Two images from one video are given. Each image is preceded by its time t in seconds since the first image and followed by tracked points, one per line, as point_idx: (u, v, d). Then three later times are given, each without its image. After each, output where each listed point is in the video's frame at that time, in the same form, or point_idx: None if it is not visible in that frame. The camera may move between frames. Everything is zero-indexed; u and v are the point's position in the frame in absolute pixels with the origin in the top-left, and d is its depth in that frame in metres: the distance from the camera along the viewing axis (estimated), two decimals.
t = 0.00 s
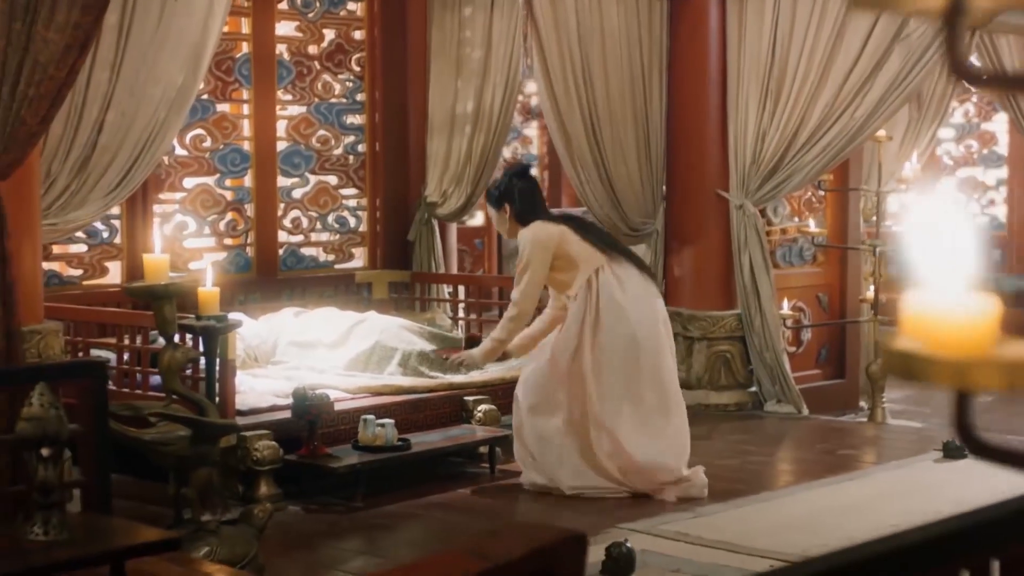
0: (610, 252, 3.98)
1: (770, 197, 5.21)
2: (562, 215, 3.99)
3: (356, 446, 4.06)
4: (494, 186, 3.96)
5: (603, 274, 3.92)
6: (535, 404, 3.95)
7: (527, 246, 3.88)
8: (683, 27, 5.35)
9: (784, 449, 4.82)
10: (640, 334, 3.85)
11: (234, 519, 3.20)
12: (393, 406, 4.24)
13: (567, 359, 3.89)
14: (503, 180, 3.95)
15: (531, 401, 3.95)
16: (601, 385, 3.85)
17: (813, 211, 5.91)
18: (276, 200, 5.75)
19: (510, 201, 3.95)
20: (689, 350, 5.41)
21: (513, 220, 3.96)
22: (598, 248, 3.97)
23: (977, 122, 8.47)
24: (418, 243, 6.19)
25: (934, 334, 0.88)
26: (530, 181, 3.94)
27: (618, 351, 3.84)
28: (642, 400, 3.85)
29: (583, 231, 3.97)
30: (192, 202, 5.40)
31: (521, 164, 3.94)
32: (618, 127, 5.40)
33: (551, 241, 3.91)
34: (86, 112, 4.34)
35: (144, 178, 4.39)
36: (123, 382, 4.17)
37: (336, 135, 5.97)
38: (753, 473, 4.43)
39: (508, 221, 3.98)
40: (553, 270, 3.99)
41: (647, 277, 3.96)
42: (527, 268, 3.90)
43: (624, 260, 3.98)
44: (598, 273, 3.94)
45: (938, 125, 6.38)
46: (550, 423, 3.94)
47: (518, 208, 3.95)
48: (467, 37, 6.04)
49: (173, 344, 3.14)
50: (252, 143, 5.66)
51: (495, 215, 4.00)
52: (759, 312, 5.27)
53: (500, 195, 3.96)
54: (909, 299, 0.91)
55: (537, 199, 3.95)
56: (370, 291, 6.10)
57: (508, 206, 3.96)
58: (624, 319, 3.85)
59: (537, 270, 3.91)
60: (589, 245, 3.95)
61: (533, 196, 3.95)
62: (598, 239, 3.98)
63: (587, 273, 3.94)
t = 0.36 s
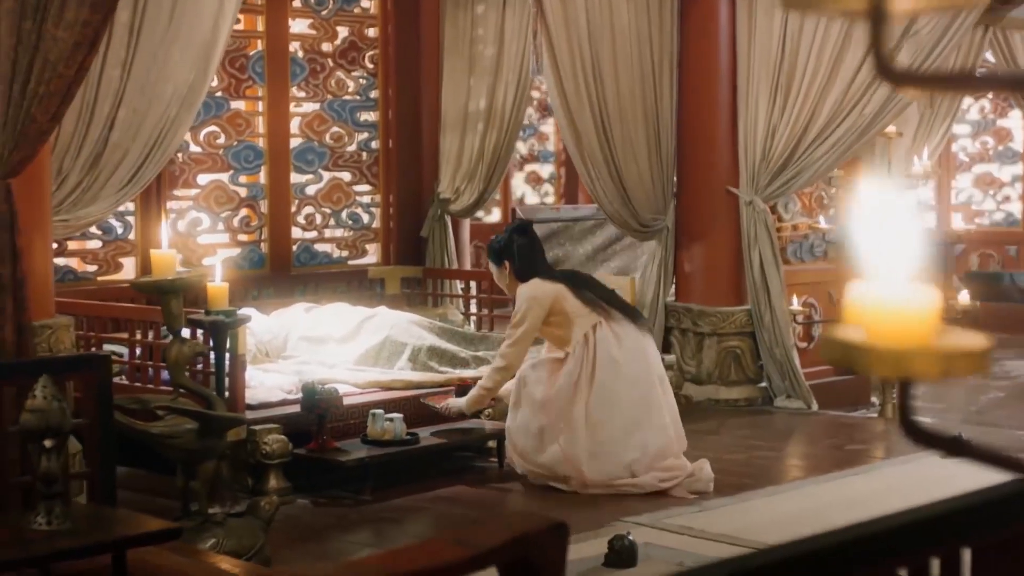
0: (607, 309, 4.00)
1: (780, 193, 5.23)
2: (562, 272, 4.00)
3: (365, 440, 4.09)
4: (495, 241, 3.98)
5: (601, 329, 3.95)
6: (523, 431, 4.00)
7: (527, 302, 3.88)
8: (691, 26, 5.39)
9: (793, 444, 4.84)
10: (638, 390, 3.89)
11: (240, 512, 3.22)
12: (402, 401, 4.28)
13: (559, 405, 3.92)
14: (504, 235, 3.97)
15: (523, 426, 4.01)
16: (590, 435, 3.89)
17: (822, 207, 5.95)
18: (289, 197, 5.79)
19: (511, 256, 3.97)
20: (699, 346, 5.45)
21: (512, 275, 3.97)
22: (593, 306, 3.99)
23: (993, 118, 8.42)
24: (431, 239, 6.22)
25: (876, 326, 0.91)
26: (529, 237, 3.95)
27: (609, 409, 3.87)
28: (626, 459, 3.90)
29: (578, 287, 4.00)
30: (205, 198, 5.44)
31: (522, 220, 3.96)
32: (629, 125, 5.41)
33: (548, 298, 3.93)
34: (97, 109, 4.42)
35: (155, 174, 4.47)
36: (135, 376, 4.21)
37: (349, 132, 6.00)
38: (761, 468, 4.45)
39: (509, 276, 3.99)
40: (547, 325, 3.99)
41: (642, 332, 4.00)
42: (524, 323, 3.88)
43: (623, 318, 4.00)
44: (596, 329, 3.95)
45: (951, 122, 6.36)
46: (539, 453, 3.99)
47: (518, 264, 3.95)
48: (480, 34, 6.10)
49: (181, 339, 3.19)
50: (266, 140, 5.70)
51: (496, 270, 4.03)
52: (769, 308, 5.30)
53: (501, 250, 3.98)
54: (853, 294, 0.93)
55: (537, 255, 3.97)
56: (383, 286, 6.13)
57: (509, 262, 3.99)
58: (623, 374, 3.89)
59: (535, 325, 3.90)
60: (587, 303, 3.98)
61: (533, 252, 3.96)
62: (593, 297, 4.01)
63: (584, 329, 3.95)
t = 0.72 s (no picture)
0: (607, 327, 4.02)
1: (786, 193, 5.24)
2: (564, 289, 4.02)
3: (371, 438, 4.13)
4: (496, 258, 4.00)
5: (602, 348, 3.96)
6: (522, 432, 4.04)
7: (528, 319, 3.90)
8: (700, 25, 5.39)
9: (798, 442, 4.86)
10: (634, 404, 3.91)
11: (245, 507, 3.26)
12: (408, 400, 4.31)
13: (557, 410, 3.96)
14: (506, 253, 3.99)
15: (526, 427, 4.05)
16: (584, 442, 3.92)
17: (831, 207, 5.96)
18: (298, 196, 5.83)
19: (513, 275, 3.99)
20: (705, 345, 5.46)
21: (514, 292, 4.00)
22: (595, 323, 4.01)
23: (1003, 117, 8.36)
24: (440, 239, 6.25)
25: (833, 318, 0.94)
26: (531, 255, 3.97)
27: (603, 420, 3.89)
28: (616, 470, 3.92)
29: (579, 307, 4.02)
30: (215, 197, 5.48)
31: (524, 238, 3.98)
32: (636, 124, 5.44)
33: (549, 316, 3.94)
34: (105, 109, 4.50)
35: (163, 173, 4.56)
36: (143, 374, 4.23)
37: (359, 132, 6.03)
38: (766, 466, 4.48)
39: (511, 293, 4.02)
40: (548, 342, 4.01)
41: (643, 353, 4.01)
42: (524, 338, 3.90)
43: (624, 337, 4.02)
44: (598, 347, 3.97)
45: (959, 122, 6.41)
46: (535, 456, 4.03)
47: (520, 281, 3.98)
48: (488, 35, 6.11)
49: (185, 337, 3.22)
50: (275, 141, 5.73)
51: (498, 287, 4.06)
52: (775, 307, 5.32)
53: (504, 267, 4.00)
54: (809, 286, 0.96)
55: (539, 274, 3.99)
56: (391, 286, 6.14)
57: (510, 279, 4.01)
58: (622, 387, 3.91)
59: (536, 342, 3.92)
60: (587, 321, 4.00)
61: (536, 270, 3.99)
62: (594, 316, 4.03)
63: (585, 347, 3.97)
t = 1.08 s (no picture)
0: (603, 331, 4.03)
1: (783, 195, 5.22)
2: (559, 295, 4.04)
3: (368, 437, 4.15)
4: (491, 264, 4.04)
5: (597, 353, 3.98)
6: (519, 433, 4.06)
7: (523, 324, 3.91)
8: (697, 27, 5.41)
9: (793, 442, 4.88)
10: (630, 406, 3.92)
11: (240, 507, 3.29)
12: (405, 400, 4.33)
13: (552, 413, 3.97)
14: (501, 258, 4.03)
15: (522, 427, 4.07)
16: (581, 444, 3.95)
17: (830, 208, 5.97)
18: (298, 198, 5.85)
19: (508, 280, 4.02)
20: (702, 346, 5.49)
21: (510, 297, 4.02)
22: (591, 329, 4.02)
23: (1003, 118, 8.36)
24: (440, 240, 6.27)
25: (786, 315, 0.94)
26: (526, 261, 4.01)
27: (599, 422, 3.92)
28: (612, 470, 3.95)
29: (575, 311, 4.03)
30: (214, 199, 5.50)
31: (518, 245, 4.02)
32: (634, 126, 5.46)
33: (544, 321, 3.96)
34: (103, 110, 4.54)
35: (160, 174, 4.60)
36: (141, 373, 4.25)
37: (358, 133, 6.06)
38: (763, 466, 4.50)
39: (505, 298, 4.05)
40: (543, 347, 4.02)
41: (638, 357, 4.03)
42: (520, 342, 3.91)
43: (619, 342, 4.03)
44: (593, 352, 3.99)
45: (958, 123, 6.38)
46: (532, 457, 4.05)
47: (514, 286, 4.01)
48: (487, 36, 6.11)
49: (180, 337, 3.26)
50: (275, 142, 5.75)
51: (493, 293, 4.08)
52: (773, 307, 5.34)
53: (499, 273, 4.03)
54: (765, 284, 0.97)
55: (533, 279, 4.02)
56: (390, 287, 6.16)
57: (505, 285, 4.04)
58: (618, 389, 3.93)
59: (530, 346, 3.93)
60: (584, 326, 4.00)
61: (530, 276, 4.02)
62: (591, 321, 4.04)
63: (581, 352, 3.99)
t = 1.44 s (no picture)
0: (598, 334, 4.05)
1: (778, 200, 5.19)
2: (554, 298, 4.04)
3: (365, 438, 4.17)
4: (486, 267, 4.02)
5: (592, 355, 4.01)
6: (515, 435, 4.08)
7: (518, 326, 3.92)
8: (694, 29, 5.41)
9: (790, 443, 4.90)
10: (627, 405, 3.96)
11: (238, 507, 3.31)
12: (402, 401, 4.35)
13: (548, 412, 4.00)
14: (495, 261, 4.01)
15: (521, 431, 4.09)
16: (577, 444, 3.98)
17: (829, 210, 5.98)
18: (298, 200, 5.87)
19: (504, 283, 4.00)
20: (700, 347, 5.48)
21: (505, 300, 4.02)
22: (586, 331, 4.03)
23: (1003, 120, 8.36)
24: (439, 242, 6.28)
25: (757, 316, 0.96)
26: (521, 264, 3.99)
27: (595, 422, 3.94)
28: (607, 470, 3.97)
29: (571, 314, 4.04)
30: (214, 201, 5.52)
31: (512, 247, 4.01)
32: (632, 129, 5.49)
33: (539, 324, 3.96)
34: (101, 114, 4.57)
35: (158, 176, 4.63)
36: (140, 375, 4.27)
37: (357, 136, 6.08)
38: (759, 467, 4.51)
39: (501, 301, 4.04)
40: (538, 349, 4.04)
41: (633, 360, 4.05)
42: (515, 345, 3.92)
43: (614, 346, 4.06)
44: (587, 354, 4.02)
45: (956, 125, 6.34)
46: (528, 459, 4.08)
47: (509, 289, 3.99)
48: (486, 39, 6.10)
49: (176, 337, 3.28)
50: (275, 145, 5.77)
51: (488, 296, 4.07)
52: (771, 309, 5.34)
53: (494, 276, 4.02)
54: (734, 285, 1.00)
55: (528, 282, 4.01)
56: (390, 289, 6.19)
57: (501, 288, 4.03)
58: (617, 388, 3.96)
59: (526, 348, 3.94)
60: (578, 328, 4.02)
61: (525, 278, 4.01)
62: (585, 322, 4.05)
63: (575, 355, 4.01)
